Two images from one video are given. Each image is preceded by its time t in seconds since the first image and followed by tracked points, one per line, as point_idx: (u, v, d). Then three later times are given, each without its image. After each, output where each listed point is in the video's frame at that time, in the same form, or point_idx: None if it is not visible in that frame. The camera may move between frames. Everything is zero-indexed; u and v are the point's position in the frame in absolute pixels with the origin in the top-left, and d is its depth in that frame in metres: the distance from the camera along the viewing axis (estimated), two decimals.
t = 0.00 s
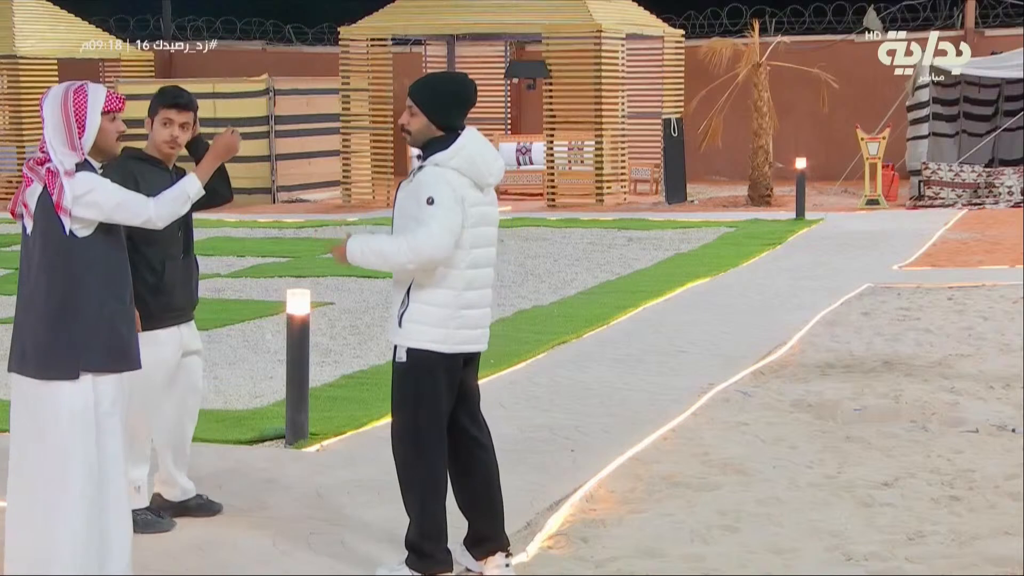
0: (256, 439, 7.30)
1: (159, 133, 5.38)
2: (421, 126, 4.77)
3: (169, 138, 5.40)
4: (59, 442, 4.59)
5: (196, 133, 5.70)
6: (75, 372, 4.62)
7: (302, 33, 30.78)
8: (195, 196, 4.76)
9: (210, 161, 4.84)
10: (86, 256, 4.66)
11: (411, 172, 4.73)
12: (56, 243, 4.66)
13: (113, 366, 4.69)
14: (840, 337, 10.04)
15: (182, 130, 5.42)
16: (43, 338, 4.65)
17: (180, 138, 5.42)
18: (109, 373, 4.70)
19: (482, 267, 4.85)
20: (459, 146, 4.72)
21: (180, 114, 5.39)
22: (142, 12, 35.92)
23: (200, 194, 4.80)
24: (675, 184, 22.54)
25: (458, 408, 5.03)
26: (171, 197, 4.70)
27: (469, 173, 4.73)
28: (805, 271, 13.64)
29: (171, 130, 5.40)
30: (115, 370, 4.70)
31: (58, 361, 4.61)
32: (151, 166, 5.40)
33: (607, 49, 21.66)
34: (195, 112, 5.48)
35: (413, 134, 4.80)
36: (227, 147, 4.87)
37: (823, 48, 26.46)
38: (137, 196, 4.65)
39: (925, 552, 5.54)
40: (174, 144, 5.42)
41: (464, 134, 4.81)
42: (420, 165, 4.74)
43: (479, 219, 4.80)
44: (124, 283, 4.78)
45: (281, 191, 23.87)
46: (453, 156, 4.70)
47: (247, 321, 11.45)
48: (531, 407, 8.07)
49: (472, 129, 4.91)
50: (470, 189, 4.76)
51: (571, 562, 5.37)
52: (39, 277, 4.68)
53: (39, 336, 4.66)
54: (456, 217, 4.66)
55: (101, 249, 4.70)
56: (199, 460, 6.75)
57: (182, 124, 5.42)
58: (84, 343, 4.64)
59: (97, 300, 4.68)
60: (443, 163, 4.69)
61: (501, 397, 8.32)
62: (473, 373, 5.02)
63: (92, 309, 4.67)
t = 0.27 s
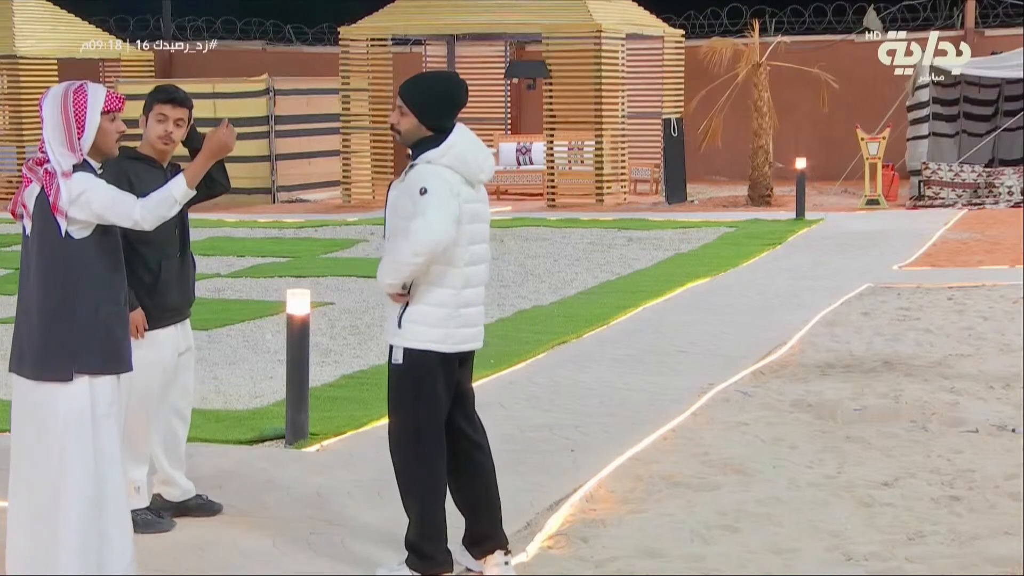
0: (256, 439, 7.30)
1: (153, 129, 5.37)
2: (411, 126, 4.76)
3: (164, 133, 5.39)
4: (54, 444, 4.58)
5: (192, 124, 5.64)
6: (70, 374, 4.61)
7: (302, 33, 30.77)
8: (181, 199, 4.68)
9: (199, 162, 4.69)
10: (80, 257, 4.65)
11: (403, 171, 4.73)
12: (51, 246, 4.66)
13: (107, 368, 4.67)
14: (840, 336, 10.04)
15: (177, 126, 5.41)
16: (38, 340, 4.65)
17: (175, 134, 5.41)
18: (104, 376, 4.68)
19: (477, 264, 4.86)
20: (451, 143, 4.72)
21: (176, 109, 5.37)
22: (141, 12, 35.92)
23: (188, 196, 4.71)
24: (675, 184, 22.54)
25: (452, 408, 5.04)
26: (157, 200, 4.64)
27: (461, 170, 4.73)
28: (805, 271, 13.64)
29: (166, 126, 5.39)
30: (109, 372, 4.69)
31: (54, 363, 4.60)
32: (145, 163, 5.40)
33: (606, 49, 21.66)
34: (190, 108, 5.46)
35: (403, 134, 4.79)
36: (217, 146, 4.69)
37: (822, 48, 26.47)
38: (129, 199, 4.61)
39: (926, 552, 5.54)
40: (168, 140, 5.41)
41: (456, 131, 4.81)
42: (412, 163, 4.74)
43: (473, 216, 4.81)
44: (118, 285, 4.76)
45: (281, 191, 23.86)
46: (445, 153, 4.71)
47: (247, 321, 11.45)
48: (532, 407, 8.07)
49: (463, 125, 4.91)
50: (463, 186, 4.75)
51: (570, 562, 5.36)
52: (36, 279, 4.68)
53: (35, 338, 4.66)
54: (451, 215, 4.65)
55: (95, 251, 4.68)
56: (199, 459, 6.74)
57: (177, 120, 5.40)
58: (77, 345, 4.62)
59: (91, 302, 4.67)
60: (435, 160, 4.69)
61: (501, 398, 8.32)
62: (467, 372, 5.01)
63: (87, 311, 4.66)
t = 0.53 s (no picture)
0: (256, 439, 7.30)
1: (149, 131, 5.36)
2: (405, 127, 4.77)
3: (160, 135, 5.40)
4: (51, 443, 4.58)
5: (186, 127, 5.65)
6: (67, 376, 4.60)
7: (302, 32, 30.77)
8: (168, 201, 4.59)
9: (185, 163, 4.55)
10: (79, 258, 4.65)
11: (397, 172, 4.73)
12: (51, 248, 4.66)
13: (104, 369, 4.66)
14: (840, 336, 10.04)
15: (172, 127, 5.41)
16: (37, 340, 4.66)
17: (171, 135, 5.41)
18: (102, 377, 4.67)
19: (473, 265, 4.85)
20: (444, 142, 4.72)
21: (171, 110, 5.38)
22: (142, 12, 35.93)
23: (175, 196, 4.62)
24: (675, 184, 22.54)
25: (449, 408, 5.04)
26: (144, 202, 4.56)
27: (456, 169, 4.72)
28: (805, 271, 13.64)
29: (162, 127, 5.39)
30: (106, 373, 4.68)
31: (52, 364, 4.60)
32: (140, 164, 5.39)
33: (606, 49, 21.66)
34: (183, 110, 5.47)
35: (397, 134, 4.79)
36: (200, 146, 4.49)
37: (822, 48, 26.47)
38: (121, 199, 4.56)
39: (925, 551, 5.54)
40: (164, 141, 5.42)
41: (449, 130, 4.81)
42: (406, 163, 4.73)
43: (469, 216, 4.81)
44: (118, 287, 4.76)
45: (281, 191, 23.87)
46: (439, 152, 4.70)
47: (247, 321, 11.45)
48: (532, 407, 8.07)
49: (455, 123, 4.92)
50: (459, 185, 4.75)
51: (570, 562, 5.37)
52: (37, 281, 4.69)
53: (34, 339, 4.67)
54: (447, 214, 4.65)
55: (94, 252, 4.67)
56: (199, 460, 6.74)
57: (173, 121, 5.41)
58: (74, 345, 4.62)
59: (89, 302, 4.67)
60: (429, 160, 4.68)
61: (501, 398, 8.32)
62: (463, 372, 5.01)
63: (87, 314, 4.66)
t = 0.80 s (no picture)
0: (256, 439, 7.30)
1: (146, 132, 5.35)
2: (398, 127, 4.75)
3: (157, 135, 5.38)
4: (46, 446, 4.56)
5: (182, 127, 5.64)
6: (60, 380, 4.56)
7: (302, 32, 30.77)
8: (155, 221, 4.49)
9: (165, 180, 4.46)
10: (74, 261, 4.58)
11: (391, 172, 4.73)
12: (50, 249, 4.60)
13: (98, 374, 4.60)
14: (840, 336, 10.04)
15: (169, 127, 5.38)
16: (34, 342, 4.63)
17: (168, 136, 5.39)
18: (97, 381, 4.61)
19: (466, 265, 4.85)
20: (439, 144, 4.71)
21: (168, 111, 5.33)
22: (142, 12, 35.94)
23: (161, 215, 4.53)
24: (675, 184, 22.54)
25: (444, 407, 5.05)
26: (130, 224, 4.46)
27: (449, 171, 4.72)
28: (805, 271, 13.64)
29: (158, 128, 5.37)
30: (102, 377, 4.62)
31: (47, 368, 4.57)
32: (138, 165, 5.40)
33: (606, 49, 21.66)
34: (180, 109, 5.44)
35: (389, 135, 4.78)
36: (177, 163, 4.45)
37: (822, 48, 26.46)
38: (115, 215, 4.50)
39: (925, 552, 5.54)
40: (161, 142, 5.40)
41: (443, 132, 4.81)
42: (400, 165, 4.73)
43: (461, 218, 4.81)
44: (114, 291, 4.69)
45: (281, 191, 23.87)
46: (434, 154, 4.70)
47: (247, 321, 11.45)
48: (532, 407, 8.07)
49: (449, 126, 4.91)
50: (452, 186, 4.74)
51: (570, 562, 5.36)
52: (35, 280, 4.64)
53: (31, 338, 4.64)
54: (441, 217, 4.64)
55: (89, 256, 4.60)
56: (200, 460, 6.74)
57: (169, 122, 5.39)
58: (68, 348, 4.58)
59: (84, 306, 4.61)
60: (424, 162, 4.68)
61: (501, 398, 8.32)
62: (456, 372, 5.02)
63: (82, 318, 4.61)
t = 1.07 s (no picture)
0: (256, 439, 7.30)
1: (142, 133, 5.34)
2: (388, 129, 4.75)
3: (154, 137, 5.36)
4: (43, 447, 4.55)
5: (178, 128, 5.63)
6: (53, 382, 4.55)
7: (302, 32, 30.77)
8: (147, 250, 4.45)
9: (165, 217, 4.51)
10: (68, 264, 4.55)
11: (384, 174, 4.72)
12: (47, 251, 4.58)
13: (93, 378, 4.57)
14: (840, 336, 10.05)
15: (166, 129, 5.38)
16: (31, 344, 4.62)
17: (164, 137, 5.38)
18: (91, 385, 4.57)
19: (459, 267, 4.85)
20: (431, 146, 4.70)
21: (164, 112, 5.34)
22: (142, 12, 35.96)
23: (154, 248, 4.49)
24: (675, 184, 22.54)
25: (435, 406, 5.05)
26: (123, 246, 4.43)
27: (443, 173, 4.71)
28: (805, 271, 13.64)
29: (156, 129, 5.36)
30: (96, 381, 4.58)
31: (42, 370, 4.56)
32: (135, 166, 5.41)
33: (606, 49, 21.65)
34: (178, 111, 5.44)
35: (380, 137, 4.78)
36: (182, 201, 4.48)
37: (822, 48, 26.46)
38: (111, 230, 4.47)
39: (925, 551, 5.54)
40: (158, 143, 5.39)
41: (434, 133, 4.80)
42: (392, 167, 4.72)
43: (454, 219, 4.80)
44: (110, 295, 4.65)
45: (281, 191, 23.87)
46: (428, 156, 4.68)
47: (247, 321, 11.46)
48: (533, 407, 8.07)
49: (441, 127, 4.91)
50: (445, 189, 4.73)
51: (570, 562, 5.36)
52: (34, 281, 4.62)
53: (30, 339, 4.63)
54: (433, 220, 4.63)
55: (84, 258, 4.57)
56: (200, 460, 6.74)
57: (166, 123, 5.37)
58: (61, 350, 4.55)
59: (80, 308, 4.58)
60: (416, 165, 4.66)
61: (501, 398, 8.32)
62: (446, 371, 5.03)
63: (73, 321, 4.58)
